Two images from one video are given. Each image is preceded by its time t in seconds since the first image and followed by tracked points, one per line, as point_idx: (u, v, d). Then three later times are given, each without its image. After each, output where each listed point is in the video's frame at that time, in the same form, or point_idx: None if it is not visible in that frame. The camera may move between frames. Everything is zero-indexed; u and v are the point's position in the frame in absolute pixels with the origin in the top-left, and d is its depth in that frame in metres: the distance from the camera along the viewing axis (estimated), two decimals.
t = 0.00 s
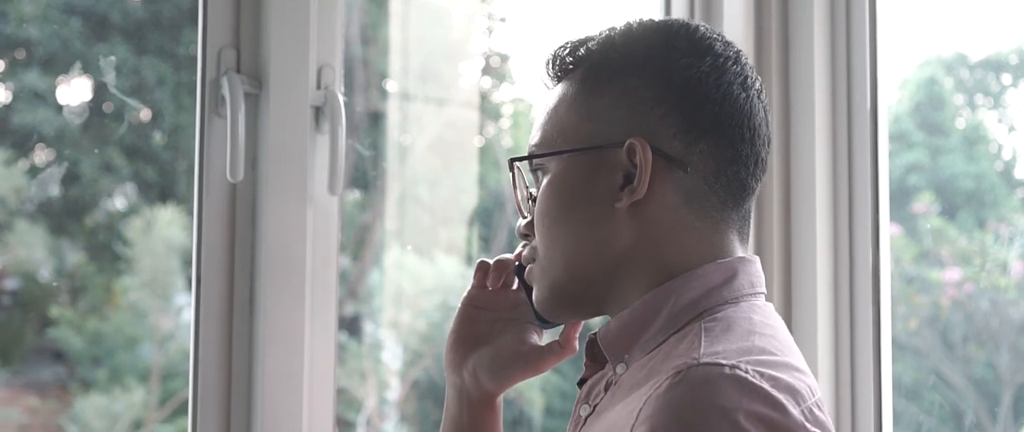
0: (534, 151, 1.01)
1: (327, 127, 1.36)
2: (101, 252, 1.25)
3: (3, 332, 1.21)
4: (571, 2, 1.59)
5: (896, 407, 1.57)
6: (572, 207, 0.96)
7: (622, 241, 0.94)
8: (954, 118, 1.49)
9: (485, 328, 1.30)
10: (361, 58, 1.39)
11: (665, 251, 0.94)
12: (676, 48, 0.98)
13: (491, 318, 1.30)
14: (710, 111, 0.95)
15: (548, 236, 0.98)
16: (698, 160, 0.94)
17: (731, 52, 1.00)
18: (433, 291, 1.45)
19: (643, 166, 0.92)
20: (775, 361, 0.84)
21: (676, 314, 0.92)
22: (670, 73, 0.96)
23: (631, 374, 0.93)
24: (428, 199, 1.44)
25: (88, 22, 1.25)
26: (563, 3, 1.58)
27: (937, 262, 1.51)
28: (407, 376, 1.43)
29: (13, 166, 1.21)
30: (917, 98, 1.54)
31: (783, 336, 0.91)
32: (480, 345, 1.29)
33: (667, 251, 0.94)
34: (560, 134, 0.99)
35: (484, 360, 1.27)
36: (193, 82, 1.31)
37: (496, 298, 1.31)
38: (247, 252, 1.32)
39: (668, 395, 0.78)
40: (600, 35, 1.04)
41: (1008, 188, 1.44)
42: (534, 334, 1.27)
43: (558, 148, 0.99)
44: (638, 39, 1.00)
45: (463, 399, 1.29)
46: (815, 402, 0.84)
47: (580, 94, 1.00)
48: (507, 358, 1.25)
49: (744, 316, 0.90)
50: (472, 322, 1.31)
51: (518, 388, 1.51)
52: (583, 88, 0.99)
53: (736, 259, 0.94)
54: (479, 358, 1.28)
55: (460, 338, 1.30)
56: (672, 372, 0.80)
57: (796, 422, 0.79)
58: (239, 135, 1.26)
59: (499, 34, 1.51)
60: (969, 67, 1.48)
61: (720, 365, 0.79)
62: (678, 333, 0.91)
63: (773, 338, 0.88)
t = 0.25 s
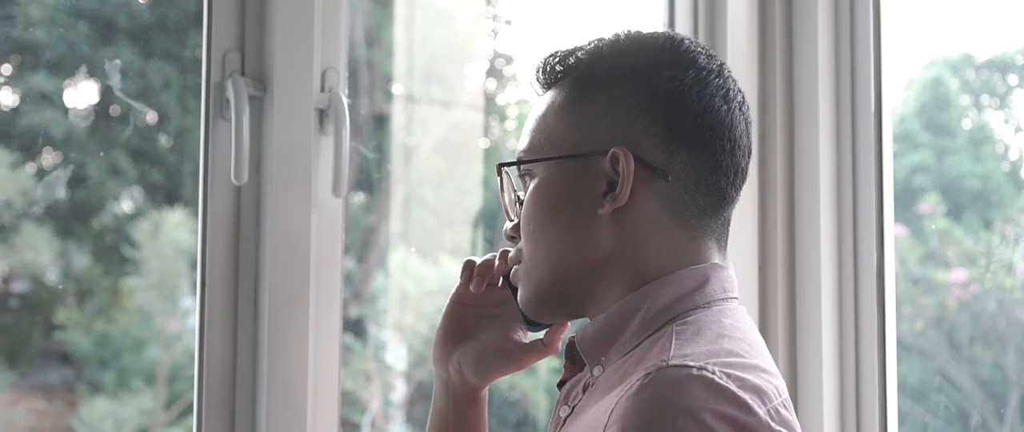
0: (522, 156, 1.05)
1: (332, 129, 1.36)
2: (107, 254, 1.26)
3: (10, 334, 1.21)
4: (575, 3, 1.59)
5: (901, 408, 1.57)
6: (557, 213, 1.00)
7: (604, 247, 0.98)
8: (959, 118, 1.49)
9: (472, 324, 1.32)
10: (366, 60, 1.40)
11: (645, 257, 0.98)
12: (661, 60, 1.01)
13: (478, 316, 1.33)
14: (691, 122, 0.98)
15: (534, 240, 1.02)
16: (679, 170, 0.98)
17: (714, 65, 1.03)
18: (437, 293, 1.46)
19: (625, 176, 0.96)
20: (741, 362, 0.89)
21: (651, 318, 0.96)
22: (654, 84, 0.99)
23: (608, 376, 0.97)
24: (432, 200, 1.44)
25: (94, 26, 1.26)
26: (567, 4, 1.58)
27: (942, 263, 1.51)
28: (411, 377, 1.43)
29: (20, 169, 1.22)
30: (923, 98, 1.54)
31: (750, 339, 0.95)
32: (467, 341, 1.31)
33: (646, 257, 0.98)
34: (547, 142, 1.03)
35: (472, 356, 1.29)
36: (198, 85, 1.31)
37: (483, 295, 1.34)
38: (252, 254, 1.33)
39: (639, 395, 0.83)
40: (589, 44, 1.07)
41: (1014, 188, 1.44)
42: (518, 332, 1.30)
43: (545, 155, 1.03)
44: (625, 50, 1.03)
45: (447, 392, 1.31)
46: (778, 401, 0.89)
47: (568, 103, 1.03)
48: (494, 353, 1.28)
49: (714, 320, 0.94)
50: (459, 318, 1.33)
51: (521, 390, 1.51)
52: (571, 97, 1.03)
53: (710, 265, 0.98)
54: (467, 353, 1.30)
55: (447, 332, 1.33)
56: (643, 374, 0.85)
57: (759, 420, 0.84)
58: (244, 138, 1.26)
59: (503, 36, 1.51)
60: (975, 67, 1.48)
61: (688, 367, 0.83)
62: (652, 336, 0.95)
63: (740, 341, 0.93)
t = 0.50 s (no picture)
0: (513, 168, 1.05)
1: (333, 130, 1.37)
2: (109, 254, 1.26)
3: (12, 334, 1.21)
4: (576, 4, 1.59)
5: (901, 409, 1.57)
6: (548, 225, 1.01)
7: (595, 259, 0.99)
8: (961, 120, 1.49)
9: (463, 335, 1.32)
10: (367, 62, 1.40)
11: (634, 268, 0.99)
12: (650, 76, 1.02)
13: (470, 326, 1.32)
14: (680, 137, 1.00)
15: (525, 252, 1.03)
16: (667, 184, 0.99)
17: (700, 81, 1.05)
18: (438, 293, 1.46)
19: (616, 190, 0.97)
20: (732, 371, 0.89)
21: (639, 329, 0.98)
22: (644, 99, 1.00)
23: (598, 386, 0.99)
24: (433, 201, 1.45)
25: (96, 27, 1.26)
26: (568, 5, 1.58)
27: (943, 264, 1.51)
28: (412, 378, 1.44)
29: (21, 170, 1.22)
30: (924, 100, 1.54)
31: (739, 348, 0.96)
32: (459, 351, 1.31)
33: (636, 268, 0.99)
34: (539, 153, 1.04)
35: (464, 366, 1.29)
36: (200, 86, 1.32)
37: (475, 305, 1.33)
38: (252, 255, 1.33)
39: (633, 408, 0.84)
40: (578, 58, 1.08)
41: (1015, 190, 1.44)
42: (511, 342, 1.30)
43: (537, 167, 1.03)
44: (614, 66, 1.04)
45: (438, 402, 1.31)
46: (770, 409, 0.89)
47: (558, 116, 1.04)
48: (486, 363, 1.28)
49: (699, 330, 0.96)
50: (451, 329, 1.33)
51: (521, 391, 1.51)
52: (562, 111, 1.04)
53: (693, 276, 1.00)
54: (459, 363, 1.30)
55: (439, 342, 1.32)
56: (638, 387, 0.86)
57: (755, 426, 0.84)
58: (245, 139, 1.26)
59: (504, 37, 1.51)
60: (976, 69, 1.48)
61: (682, 377, 0.85)
62: (640, 347, 0.97)
63: (730, 350, 0.94)
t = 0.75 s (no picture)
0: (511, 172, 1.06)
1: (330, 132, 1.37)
2: (106, 257, 1.26)
3: (9, 336, 1.21)
4: (574, 6, 1.59)
5: (899, 411, 1.57)
6: (546, 228, 1.02)
7: (593, 261, 1.00)
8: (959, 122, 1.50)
9: (461, 345, 1.32)
10: (365, 64, 1.40)
11: (632, 270, 0.99)
12: (647, 78, 1.02)
13: (466, 337, 1.33)
14: (676, 139, 0.99)
15: (524, 255, 1.03)
16: (664, 185, 0.99)
17: (696, 84, 1.04)
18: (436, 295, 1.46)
19: (613, 191, 0.97)
20: (734, 369, 0.90)
21: (637, 331, 0.98)
22: (640, 102, 1.00)
23: (600, 389, 0.99)
24: (431, 203, 1.45)
25: (94, 29, 1.26)
26: (566, 7, 1.58)
27: (941, 266, 1.52)
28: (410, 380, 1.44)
29: (19, 172, 1.22)
30: (922, 102, 1.54)
31: (739, 349, 0.97)
32: (458, 362, 1.31)
33: (633, 270, 0.99)
34: (536, 157, 1.04)
35: (464, 375, 1.28)
36: (197, 88, 1.32)
37: (472, 317, 1.34)
38: (249, 257, 1.33)
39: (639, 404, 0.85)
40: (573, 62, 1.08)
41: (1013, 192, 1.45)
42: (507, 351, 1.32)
43: (536, 170, 1.03)
44: (610, 69, 1.04)
45: (438, 414, 1.30)
46: (772, 407, 0.90)
47: (555, 119, 1.04)
48: (485, 371, 1.28)
49: (700, 330, 0.96)
50: (448, 340, 1.33)
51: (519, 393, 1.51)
52: (558, 114, 1.04)
53: (691, 278, 1.00)
54: (459, 373, 1.29)
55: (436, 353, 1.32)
56: (643, 384, 0.87)
57: (758, 424, 0.85)
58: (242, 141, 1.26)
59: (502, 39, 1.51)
60: (974, 72, 1.49)
61: (687, 374, 0.85)
62: (641, 348, 0.97)
63: (732, 351, 0.94)
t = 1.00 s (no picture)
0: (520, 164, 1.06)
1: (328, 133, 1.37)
2: (104, 257, 1.26)
3: (7, 336, 1.21)
4: (573, 7, 1.60)
5: (896, 411, 1.57)
6: (555, 220, 1.01)
7: (602, 252, 0.99)
8: (956, 124, 1.50)
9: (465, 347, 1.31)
10: (363, 64, 1.40)
11: (641, 262, 0.99)
12: (655, 70, 1.02)
13: (471, 338, 1.32)
14: (686, 130, 0.99)
15: (533, 247, 1.03)
16: (674, 177, 0.99)
17: (705, 77, 1.04)
18: (434, 296, 1.46)
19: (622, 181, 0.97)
20: (736, 362, 0.89)
21: (643, 325, 0.97)
22: (650, 93, 1.00)
23: (604, 384, 0.98)
24: (429, 203, 1.45)
25: (92, 29, 1.26)
26: (565, 8, 1.59)
27: (939, 267, 1.52)
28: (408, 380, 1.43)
29: (18, 174, 1.22)
30: (920, 103, 1.54)
31: (743, 343, 0.96)
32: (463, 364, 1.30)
33: (643, 262, 0.99)
34: (544, 149, 1.04)
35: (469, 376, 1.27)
36: (195, 88, 1.32)
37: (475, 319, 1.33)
38: (247, 257, 1.33)
39: (637, 397, 0.83)
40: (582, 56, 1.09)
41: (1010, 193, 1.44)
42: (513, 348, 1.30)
43: (543, 162, 1.03)
44: (619, 61, 1.04)
45: (446, 417, 1.29)
46: (774, 401, 0.89)
47: (563, 113, 1.04)
48: (490, 369, 1.27)
49: (704, 324, 0.95)
50: (453, 342, 1.32)
51: (517, 394, 1.51)
52: (568, 106, 1.04)
53: (699, 273, 1.00)
54: (463, 375, 1.28)
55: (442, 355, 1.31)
56: (642, 377, 0.85)
57: (758, 418, 0.83)
58: (240, 141, 1.27)
59: (500, 40, 1.51)
60: (972, 73, 1.49)
61: (687, 367, 0.84)
62: (646, 343, 0.96)
63: (735, 344, 0.93)
